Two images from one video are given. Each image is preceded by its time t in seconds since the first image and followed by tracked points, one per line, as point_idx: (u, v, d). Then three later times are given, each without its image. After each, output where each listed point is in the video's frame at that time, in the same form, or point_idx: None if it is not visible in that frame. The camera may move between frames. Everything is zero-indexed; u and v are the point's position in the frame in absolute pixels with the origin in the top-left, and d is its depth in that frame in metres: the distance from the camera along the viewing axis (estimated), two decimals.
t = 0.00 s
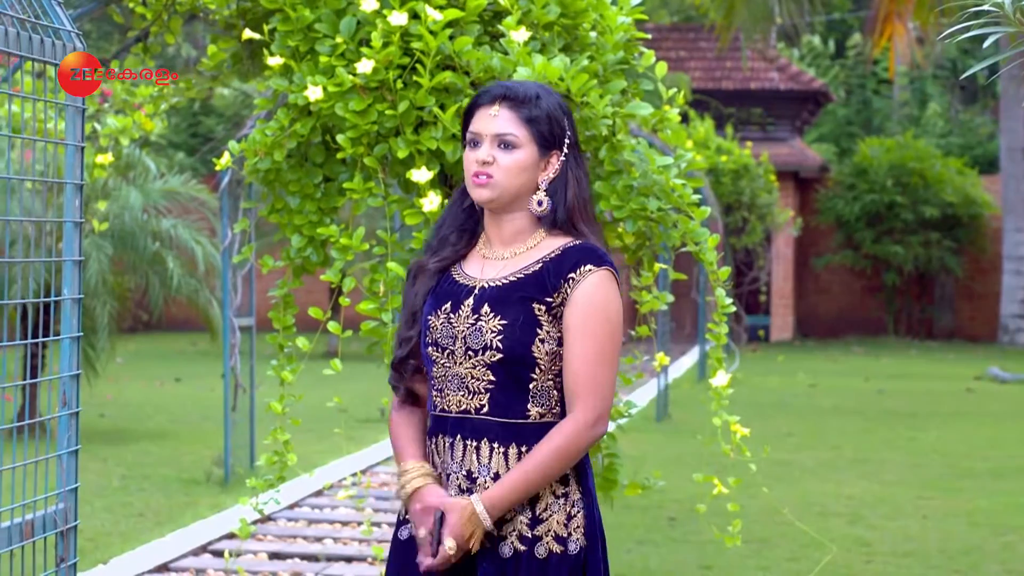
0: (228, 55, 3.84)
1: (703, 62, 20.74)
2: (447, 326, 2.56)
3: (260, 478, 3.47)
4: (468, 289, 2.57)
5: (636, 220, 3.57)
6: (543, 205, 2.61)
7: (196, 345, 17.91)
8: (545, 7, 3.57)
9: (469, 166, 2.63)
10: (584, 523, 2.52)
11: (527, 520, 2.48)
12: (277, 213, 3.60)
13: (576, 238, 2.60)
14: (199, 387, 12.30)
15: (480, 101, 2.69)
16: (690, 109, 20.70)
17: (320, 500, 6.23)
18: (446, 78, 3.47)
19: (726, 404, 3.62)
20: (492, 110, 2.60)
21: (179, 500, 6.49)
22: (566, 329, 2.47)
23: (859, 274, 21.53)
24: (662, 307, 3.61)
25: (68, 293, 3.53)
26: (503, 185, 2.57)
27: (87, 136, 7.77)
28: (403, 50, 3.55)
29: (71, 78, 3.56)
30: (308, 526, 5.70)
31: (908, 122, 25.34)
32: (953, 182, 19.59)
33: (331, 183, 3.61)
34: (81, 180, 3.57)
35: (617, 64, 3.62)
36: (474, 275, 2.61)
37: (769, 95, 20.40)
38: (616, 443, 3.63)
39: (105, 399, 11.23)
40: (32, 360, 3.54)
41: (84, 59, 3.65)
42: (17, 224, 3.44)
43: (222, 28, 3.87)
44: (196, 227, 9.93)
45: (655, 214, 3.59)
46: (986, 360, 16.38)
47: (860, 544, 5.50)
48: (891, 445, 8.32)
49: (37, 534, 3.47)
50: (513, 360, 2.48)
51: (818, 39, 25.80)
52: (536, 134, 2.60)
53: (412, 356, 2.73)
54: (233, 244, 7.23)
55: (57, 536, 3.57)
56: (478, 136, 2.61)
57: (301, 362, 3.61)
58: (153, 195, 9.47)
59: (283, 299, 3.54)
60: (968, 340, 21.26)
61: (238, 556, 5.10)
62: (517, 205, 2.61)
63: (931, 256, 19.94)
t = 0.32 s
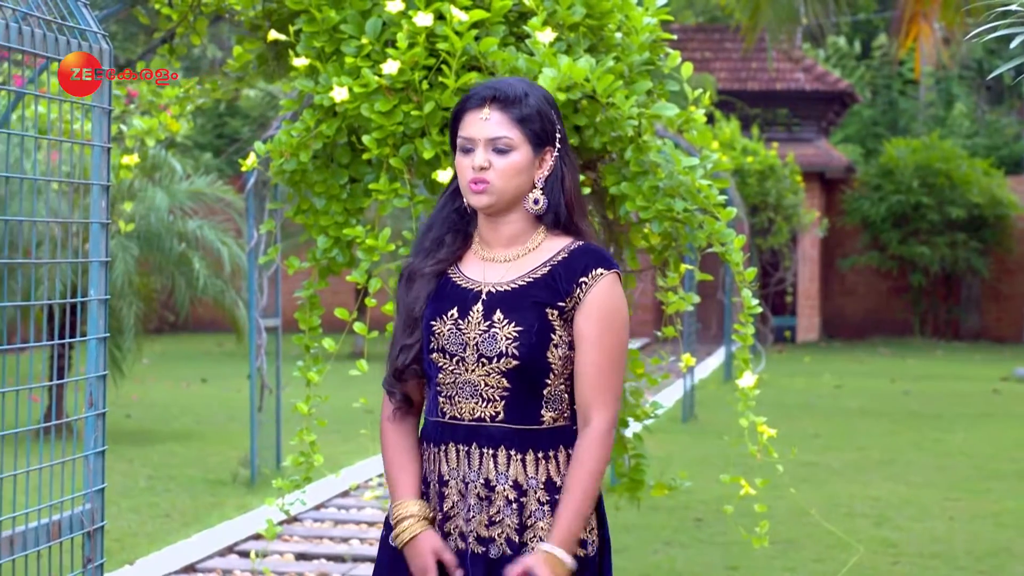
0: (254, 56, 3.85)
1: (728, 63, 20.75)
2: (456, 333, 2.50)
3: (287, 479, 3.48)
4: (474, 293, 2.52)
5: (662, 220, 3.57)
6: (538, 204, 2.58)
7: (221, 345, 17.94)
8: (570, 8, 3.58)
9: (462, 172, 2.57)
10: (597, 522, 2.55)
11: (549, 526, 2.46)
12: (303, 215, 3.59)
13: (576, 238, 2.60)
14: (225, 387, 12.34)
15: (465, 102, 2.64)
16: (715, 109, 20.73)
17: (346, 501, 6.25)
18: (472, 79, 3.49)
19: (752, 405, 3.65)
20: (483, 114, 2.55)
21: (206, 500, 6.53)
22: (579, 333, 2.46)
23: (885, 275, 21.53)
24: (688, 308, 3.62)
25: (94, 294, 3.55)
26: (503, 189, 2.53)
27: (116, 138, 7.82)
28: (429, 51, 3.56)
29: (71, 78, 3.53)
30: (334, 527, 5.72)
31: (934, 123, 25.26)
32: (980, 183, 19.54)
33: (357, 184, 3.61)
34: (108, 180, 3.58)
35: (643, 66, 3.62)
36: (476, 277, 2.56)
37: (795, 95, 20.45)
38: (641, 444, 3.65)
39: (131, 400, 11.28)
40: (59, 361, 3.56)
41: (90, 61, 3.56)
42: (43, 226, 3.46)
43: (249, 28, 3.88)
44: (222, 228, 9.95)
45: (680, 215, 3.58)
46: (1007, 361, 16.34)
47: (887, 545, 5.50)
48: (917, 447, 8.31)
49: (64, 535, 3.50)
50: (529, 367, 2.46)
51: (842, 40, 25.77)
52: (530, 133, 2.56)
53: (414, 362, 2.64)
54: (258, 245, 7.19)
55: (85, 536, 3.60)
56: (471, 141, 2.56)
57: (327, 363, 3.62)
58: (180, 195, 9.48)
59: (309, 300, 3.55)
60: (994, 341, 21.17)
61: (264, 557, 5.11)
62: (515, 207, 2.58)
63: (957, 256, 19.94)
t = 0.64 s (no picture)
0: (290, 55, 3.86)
1: (764, 63, 20.80)
2: (445, 333, 2.37)
3: (323, 478, 3.48)
4: (463, 295, 2.39)
5: (699, 220, 3.56)
6: (526, 206, 2.46)
7: (256, 346, 17.99)
8: (606, 8, 3.59)
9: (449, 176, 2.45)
10: (591, 522, 2.45)
11: (543, 527, 2.37)
12: (339, 214, 3.62)
13: (561, 237, 2.48)
14: (261, 387, 12.40)
15: (452, 101, 2.51)
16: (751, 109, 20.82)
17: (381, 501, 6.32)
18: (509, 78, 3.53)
19: (788, 406, 3.66)
20: (471, 115, 2.43)
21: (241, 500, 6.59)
22: (579, 330, 2.38)
23: (922, 276, 21.74)
24: (725, 307, 3.62)
25: (131, 294, 3.56)
26: (493, 192, 2.41)
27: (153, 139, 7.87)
28: (465, 51, 3.57)
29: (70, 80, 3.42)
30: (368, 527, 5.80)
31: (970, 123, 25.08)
32: (1016, 183, 19.47)
33: (393, 183, 3.61)
34: (145, 181, 3.58)
35: (679, 65, 3.62)
36: (461, 277, 2.43)
37: (832, 95, 20.61)
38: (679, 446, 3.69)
39: (167, 399, 11.36)
40: (94, 361, 3.57)
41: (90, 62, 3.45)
42: (81, 227, 3.48)
43: (284, 28, 3.89)
44: (258, 228, 10.00)
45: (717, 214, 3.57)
46: None
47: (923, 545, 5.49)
48: (952, 447, 8.30)
49: (101, 535, 3.51)
50: (525, 368, 2.36)
51: (879, 41, 25.70)
52: (520, 134, 2.44)
53: (402, 365, 2.46)
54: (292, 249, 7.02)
55: (122, 535, 3.63)
56: (459, 142, 2.44)
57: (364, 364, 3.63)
58: (216, 196, 9.60)
59: (345, 300, 3.56)
60: None
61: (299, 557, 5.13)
62: (503, 208, 2.45)
63: (993, 257, 20.04)
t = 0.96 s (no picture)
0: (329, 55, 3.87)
1: (802, 63, 20.90)
2: (442, 329, 2.43)
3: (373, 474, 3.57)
4: (457, 289, 2.46)
5: (738, 220, 3.56)
6: (516, 199, 2.53)
7: (295, 345, 18.15)
8: (644, 8, 3.58)
9: (442, 172, 2.50)
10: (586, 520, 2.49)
11: (542, 522, 2.41)
12: (377, 214, 3.63)
13: (549, 232, 2.57)
14: (299, 387, 12.49)
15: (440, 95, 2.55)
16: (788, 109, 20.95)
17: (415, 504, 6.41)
18: (547, 79, 3.54)
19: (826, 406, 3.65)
20: (464, 111, 2.47)
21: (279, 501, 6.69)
22: (568, 326, 2.47)
23: (960, 276, 21.64)
24: (763, 307, 3.62)
25: (169, 293, 3.55)
26: (488, 188, 2.47)
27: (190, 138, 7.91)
28: (502, 51, 3.59)
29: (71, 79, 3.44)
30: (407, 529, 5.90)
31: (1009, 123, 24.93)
32: None
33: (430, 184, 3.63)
34: (182, 181, 3.59)
35: (717, 65, 3.63)
36: (453, 272, 2.49)
37: (869, 96, 20.76)
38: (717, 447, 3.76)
39: (204, 399, 11.50)
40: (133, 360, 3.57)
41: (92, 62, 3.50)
42: (119, 226, 3.42)
43: (323, 28, 3.93)
44: (296, 227, 10.08)
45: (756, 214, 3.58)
46: None
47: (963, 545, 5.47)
48: (989, 449, 8.28)
49: (139, 534, 3.52)
50: (523, 361, 2.43)
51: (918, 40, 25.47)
52: (511, 129, 2.50)
53: (396, 363, 2.49)
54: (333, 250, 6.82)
55: (161, 534, 3.64)
56: (453, 138, 2.49)
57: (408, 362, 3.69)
58: (254, 196, 9.66)
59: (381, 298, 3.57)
60: None
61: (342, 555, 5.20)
62: (495, 203, 2.52)
63: None
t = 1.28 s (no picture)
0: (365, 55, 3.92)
1: (839, 62, 20.98)
2: (451, 330, 2.46)
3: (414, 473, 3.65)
4: (464, 289, 2.48)
5: (774, 220, 3.57)
6: (520, 199, 2.57)
7: (333, 343, 18.39)
8: (680, 7, 3.57)
9: (454, 173, 2.50)
10: (588, 518, 2.55)
11: (550, 521, 2.46)
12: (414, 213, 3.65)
13: (547, 230, 2.61)
14: (336, 387, 12.64)
15: (446, 94, 2.54)
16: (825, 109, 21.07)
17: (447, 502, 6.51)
18: (583, 79, 3.53)
19: (863, 406, 3.66)
20: (480, 112, 2.49)
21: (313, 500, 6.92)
22: (572, 323, 2.52)
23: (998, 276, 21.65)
24: (800, 308, 3.61)
25: (207, 293, 3.55)
26: (502, 188, 2.50)
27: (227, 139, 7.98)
28: (539, 50, 3.60)
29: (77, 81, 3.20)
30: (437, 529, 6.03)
31: None
32: None
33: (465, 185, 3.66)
34: (220, 181, 3.60)
35: (754, 64, 3.63)
36: (456, 272, 2.52)
37: (907, 95, 20.84)
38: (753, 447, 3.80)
39: (241, 399, 11.70)
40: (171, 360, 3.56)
41: (92, 60, 3.08)
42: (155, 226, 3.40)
43: (359, 27, 3.96)
44: (332, 228, 10.32)
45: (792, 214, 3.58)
46: None
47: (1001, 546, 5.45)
48: None
49: (175, 533, 3.54)
50: (531, 360, 2.47)
51: (954, 38, 25.30)
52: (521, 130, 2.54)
53: (402, 367, 2.48)
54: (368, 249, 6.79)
55: (198, 533, 3.64)
56: (466, 139, 2.49)
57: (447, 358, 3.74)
58: (290, 195, 9.93)
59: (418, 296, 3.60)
60: None
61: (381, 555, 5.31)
62: (502, 202, 2.55)
63: None
